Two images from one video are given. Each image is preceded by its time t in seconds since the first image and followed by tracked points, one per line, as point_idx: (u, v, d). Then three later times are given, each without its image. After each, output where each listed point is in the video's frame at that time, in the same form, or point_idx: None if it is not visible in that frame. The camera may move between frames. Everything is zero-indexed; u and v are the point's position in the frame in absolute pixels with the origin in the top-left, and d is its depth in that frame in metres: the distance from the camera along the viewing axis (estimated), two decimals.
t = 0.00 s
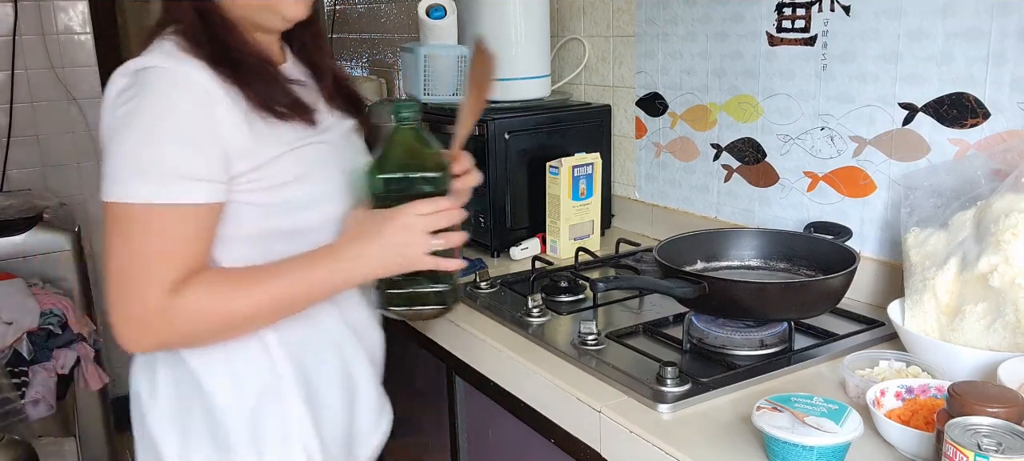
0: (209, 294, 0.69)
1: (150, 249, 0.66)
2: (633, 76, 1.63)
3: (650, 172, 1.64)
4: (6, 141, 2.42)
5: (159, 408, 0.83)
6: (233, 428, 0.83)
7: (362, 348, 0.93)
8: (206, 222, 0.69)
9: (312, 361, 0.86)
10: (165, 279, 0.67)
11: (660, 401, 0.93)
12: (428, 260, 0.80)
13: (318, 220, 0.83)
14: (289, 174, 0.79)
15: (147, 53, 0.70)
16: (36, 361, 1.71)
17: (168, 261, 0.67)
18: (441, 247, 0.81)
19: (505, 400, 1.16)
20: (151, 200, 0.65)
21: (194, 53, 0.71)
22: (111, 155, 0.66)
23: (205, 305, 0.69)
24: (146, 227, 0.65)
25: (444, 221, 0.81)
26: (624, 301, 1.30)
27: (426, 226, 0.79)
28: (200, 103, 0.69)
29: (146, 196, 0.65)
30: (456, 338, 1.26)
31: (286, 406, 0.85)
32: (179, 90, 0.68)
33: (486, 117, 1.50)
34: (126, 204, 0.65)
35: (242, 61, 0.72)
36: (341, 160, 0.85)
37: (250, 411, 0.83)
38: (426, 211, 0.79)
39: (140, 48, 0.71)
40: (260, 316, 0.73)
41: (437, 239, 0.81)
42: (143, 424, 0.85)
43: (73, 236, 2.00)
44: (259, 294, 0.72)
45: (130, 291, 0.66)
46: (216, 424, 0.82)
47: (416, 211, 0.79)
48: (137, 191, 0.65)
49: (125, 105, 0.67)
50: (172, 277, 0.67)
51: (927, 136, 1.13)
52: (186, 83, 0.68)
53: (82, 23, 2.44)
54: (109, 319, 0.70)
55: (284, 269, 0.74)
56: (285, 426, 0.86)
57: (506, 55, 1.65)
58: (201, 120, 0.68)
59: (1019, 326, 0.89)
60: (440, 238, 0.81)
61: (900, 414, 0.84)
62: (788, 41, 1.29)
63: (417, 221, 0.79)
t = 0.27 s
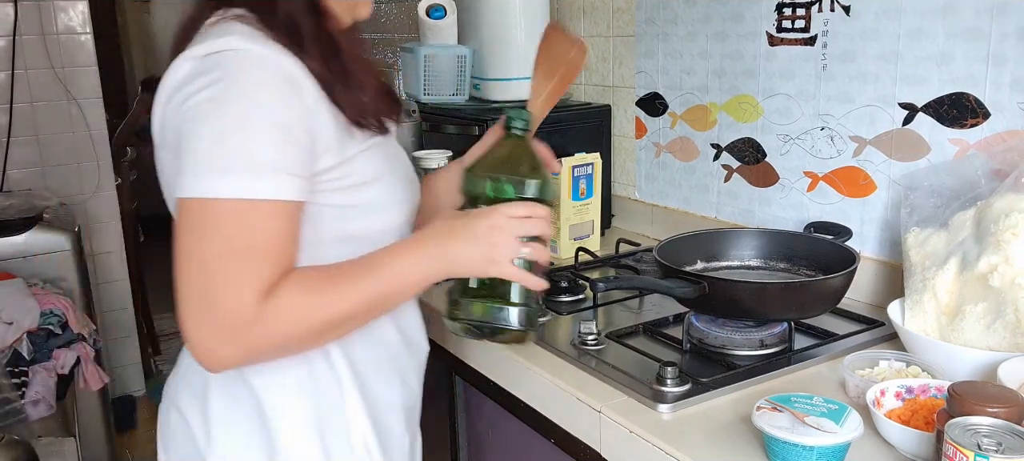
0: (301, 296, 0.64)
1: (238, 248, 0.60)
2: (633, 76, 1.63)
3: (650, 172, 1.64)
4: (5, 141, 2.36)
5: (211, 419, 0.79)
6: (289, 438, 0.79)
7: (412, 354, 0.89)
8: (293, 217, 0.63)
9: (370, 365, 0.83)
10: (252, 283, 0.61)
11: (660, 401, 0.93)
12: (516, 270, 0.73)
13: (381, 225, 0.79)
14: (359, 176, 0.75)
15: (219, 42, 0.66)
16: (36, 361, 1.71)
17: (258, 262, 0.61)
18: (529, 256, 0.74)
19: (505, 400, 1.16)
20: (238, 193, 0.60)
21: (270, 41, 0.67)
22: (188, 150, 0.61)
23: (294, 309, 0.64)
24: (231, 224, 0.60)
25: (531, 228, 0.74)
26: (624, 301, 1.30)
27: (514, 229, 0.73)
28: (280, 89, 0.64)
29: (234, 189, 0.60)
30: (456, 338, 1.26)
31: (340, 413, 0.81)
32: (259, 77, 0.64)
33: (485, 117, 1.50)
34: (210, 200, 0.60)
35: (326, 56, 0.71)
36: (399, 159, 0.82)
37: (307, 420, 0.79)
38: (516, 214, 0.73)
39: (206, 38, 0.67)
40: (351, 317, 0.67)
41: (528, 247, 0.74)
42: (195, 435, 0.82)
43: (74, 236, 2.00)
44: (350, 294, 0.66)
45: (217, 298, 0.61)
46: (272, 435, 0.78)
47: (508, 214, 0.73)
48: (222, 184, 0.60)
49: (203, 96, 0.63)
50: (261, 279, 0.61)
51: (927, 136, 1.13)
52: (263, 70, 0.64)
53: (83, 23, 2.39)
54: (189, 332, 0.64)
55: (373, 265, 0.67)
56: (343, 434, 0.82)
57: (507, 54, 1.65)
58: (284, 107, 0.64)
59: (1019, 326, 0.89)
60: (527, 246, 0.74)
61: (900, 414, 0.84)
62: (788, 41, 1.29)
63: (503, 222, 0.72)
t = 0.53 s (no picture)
0: (341, 303, 0.65)
1: (285, 254, 0.61)
2: (633, 76, 1.63)
3: (650, 172, 1.64)
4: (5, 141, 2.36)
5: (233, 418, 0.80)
6: (311, 434, 0.79)
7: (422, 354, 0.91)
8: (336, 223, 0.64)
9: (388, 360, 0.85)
10: (296, 290, 0.62)
11: (660, 401, 0.93)
12: (547, 268, 0.73)
13: (406, 227, 0.81)
14: (391, 178, 0.77)
15: (259, 44, 0.67)
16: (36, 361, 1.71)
17: (304, 269, 0.62)
18: (560, 250, 0.74)
19: (505, 400, 1.16)
20: (287, 196, 0.60)
21: (310, 44, 0.68)
22: (232, 153, 0.61)
23: (334, 315, 0.64)
24: (279, 228, 0.60)
25: (555, 225, 0.73)
26: (624, 301, 1.30)
27: (547, 229, 0.73)
28: (324, 92, 0.65)
29: (282, 192, 0.60)
30: (456, 338, 1.26)
31: (361, 408, 0.82)
32: (304, 79, 0.64)
33: (486, 118, 1.50)
34: (259, 204, 0.60)
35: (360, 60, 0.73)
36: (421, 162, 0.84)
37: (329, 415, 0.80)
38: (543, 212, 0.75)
39: (242, 41, 0.67)
40: (386, 322, 0.68)
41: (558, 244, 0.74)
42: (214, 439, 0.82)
43: (74, 236, 2.00)
44: (386, 300, 0.67)
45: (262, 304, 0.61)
46: (294, 430, 0.79)
47: (536, 214, 0.74)
48: (271, 187, 0.60)
49: (246, 98, 0.63)
50: (305, 286, 0.62)
51: (927, 136, 1.13)
52: (306, 73, 0.65)
53: (82, 23, 2.39)
54: (227, 338, 0.64)
55: (408, 272, 0.69)
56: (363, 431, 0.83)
57: (507, 54, 1.65)
58: (329, 109, 0.64)
59: (1019, 326, 0.89)
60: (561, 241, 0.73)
61: (899, 414, 0.84)
62: (788, 41, 1.29)
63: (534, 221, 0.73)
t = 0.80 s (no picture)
0: (324, 292, 0.67)
1: (266, 245, 0.64)
2: (632, 76, 1.63)
3: (650, 172, 1.64)
4: (5, 141, 2.36)
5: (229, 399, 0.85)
6: (301, 418, 0.83)
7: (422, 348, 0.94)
8: (317, 215, 0.67)
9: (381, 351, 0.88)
10: (278, 280, 0.65)
11: (660, 401, 0.92)
12: (539, 268, 0.75)
13: (400, 221, 0.85)
14: (377, 174, 0.81)
15: (243, 45, 0.70)
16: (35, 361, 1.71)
17: (284, 259, 0.65)
18: (556, 253, 0.75)
19: (505, 400, 1.16)
20: (265, 190, 0.63)
21: (291, 44, 0.71)
22: (216, 150, 0.65)
23: (318, 305, 0.67)
24: (259, 220, 0.64)
25: (558, 230, 0.75)
26: (624, 301, 1.30)
27: (541, 227, 0.74)
28: (302, 91, 0.68)
29: (262, 187, 0.63)
30: (456, 338, 1.26)
31: (350, 395, 0.85)
32: (283, 79, 0.67)
33: (486, 118, 1.49)
34: (238, 198, 0.63)
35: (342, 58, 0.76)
36: (416, 157, 0.87)
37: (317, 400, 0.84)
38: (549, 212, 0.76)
39: (228, 42, 0.71)
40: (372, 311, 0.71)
41: (553, 245, 0.75)
42: (215, 418, 0.87)
43: (74, 236, 2.00)
44: (370, 289, 0.69)
45: (245, 294, 0.65)
46: (285, 414, 0.83)
47: (540, 213, 0.76)
48: (250, 182, 0.63)
49: (229, 97, 0.66)
50: (286, 275, 0.65)
51: (927, 136, 1.13)
52: (287, 73, 0.68)
53: (82, 23, 2.39)
54: (218, 326, 0.68)
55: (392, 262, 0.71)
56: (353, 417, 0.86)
57: (507, 54, 1.65)
58: (306, 107, 0.68)
59: (1019, 326, 0.89)
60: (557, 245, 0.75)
61: (900, 414, 0.84)
62: (788, 41, 1.29)
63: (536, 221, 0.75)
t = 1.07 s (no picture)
0: (308, 282, 0.68)
1: (249, 239, 0.65)
2: (633, 76, 1.63)
3: (650, 172, 1.64)
4: (5, 141, 2.36)
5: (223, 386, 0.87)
6: (291, 407, 0.85)
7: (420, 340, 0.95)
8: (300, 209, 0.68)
9: (376, 342, 0.89)
10: (260, 272, 0.66)
11: (660, 401, 0.92)
12: (517, 266, 0.75)
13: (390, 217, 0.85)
14: (364, 170, 0.81)
15: (230, 46, 0.72)
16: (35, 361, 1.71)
17: (266, 251, 0.66)
18: (534, 254, 0.75)
19: (505, 400, 1.16)
20: (247, 186, 0.65)
21: (276, 43, 0.72)
22: (203, 148, 0.67)
23: (302, 296, 0.68)
24: (241, 215, 0.65)
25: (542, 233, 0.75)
26: (624, 301, 1.30)
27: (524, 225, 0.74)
28: (284, 88, 0.69)
29: (244, 183, 0.65)
30: (456, 338, 1.26)
31: (340, 386, 0.87)
32: (266, 76, 0.69)
33: (486, 118, 1.50)
34: (222, 195, 0.65)
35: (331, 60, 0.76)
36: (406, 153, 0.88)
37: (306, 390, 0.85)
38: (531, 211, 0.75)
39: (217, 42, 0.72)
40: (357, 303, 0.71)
41: (534, 244, 0.75)
42: (213, 403, 0.90)
43: (74, 236, 2.00)
44: (352, 280, 0.70)
45: (229, 286, 0.66)
46: (277, 403, 0.85)
47: (524, 210, 0.75)
48: (233, 178, 0.65)
49: (217, 96, 0.68)
50: (269, 266, 0.66)
51: (927, 136, 1.13)
52: (271, 70, 0.70)
53: (82, 23, 2.39)
54: (209, 317, 0.69)
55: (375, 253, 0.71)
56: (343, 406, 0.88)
57: (507, 54, 1.65)
58: (289, 104, 0.69)
59: (1019, 327, 0.89)
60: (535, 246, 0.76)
61: (900, 414, 0.84)
62: (788, 41, 1.29)
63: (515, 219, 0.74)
